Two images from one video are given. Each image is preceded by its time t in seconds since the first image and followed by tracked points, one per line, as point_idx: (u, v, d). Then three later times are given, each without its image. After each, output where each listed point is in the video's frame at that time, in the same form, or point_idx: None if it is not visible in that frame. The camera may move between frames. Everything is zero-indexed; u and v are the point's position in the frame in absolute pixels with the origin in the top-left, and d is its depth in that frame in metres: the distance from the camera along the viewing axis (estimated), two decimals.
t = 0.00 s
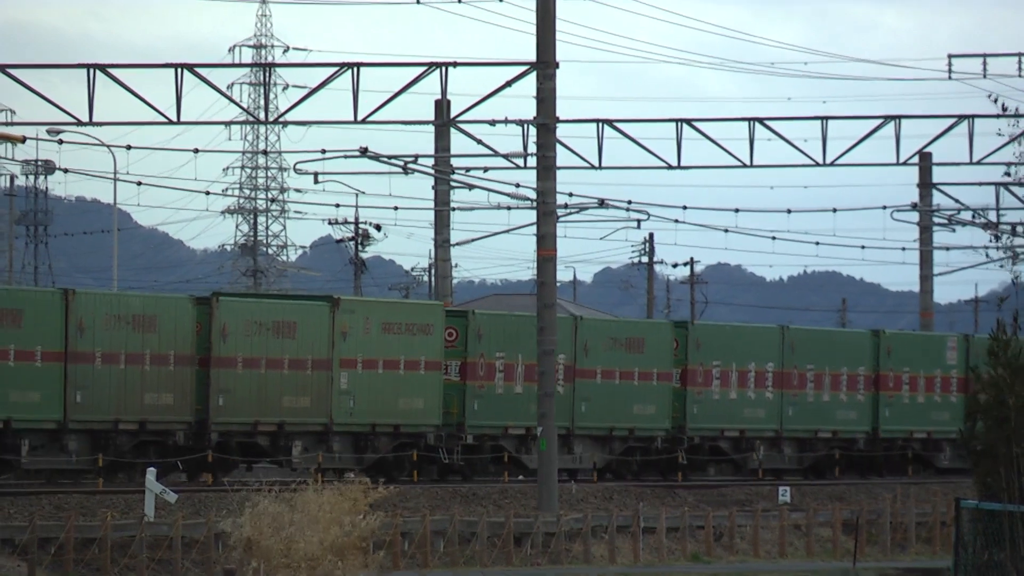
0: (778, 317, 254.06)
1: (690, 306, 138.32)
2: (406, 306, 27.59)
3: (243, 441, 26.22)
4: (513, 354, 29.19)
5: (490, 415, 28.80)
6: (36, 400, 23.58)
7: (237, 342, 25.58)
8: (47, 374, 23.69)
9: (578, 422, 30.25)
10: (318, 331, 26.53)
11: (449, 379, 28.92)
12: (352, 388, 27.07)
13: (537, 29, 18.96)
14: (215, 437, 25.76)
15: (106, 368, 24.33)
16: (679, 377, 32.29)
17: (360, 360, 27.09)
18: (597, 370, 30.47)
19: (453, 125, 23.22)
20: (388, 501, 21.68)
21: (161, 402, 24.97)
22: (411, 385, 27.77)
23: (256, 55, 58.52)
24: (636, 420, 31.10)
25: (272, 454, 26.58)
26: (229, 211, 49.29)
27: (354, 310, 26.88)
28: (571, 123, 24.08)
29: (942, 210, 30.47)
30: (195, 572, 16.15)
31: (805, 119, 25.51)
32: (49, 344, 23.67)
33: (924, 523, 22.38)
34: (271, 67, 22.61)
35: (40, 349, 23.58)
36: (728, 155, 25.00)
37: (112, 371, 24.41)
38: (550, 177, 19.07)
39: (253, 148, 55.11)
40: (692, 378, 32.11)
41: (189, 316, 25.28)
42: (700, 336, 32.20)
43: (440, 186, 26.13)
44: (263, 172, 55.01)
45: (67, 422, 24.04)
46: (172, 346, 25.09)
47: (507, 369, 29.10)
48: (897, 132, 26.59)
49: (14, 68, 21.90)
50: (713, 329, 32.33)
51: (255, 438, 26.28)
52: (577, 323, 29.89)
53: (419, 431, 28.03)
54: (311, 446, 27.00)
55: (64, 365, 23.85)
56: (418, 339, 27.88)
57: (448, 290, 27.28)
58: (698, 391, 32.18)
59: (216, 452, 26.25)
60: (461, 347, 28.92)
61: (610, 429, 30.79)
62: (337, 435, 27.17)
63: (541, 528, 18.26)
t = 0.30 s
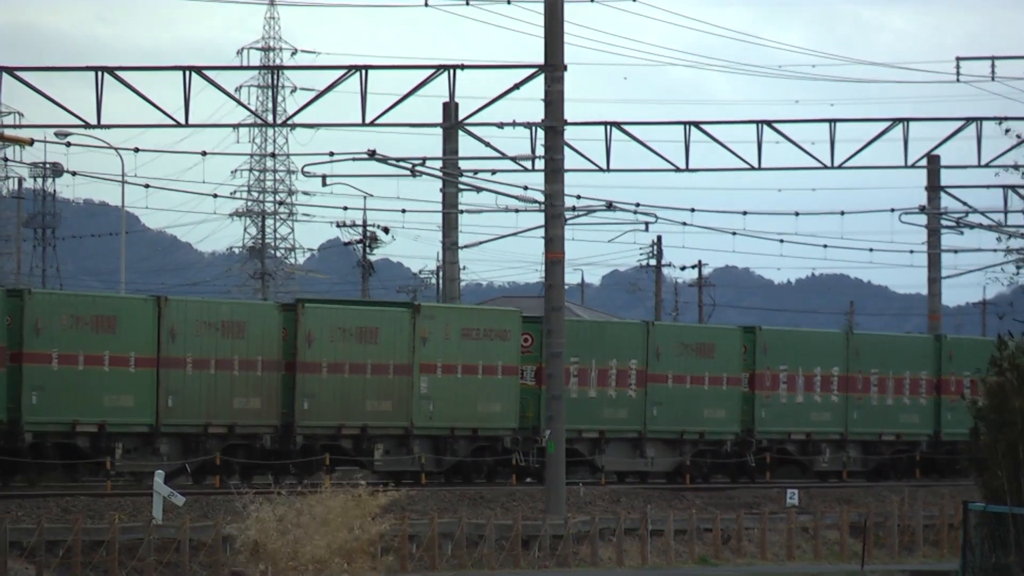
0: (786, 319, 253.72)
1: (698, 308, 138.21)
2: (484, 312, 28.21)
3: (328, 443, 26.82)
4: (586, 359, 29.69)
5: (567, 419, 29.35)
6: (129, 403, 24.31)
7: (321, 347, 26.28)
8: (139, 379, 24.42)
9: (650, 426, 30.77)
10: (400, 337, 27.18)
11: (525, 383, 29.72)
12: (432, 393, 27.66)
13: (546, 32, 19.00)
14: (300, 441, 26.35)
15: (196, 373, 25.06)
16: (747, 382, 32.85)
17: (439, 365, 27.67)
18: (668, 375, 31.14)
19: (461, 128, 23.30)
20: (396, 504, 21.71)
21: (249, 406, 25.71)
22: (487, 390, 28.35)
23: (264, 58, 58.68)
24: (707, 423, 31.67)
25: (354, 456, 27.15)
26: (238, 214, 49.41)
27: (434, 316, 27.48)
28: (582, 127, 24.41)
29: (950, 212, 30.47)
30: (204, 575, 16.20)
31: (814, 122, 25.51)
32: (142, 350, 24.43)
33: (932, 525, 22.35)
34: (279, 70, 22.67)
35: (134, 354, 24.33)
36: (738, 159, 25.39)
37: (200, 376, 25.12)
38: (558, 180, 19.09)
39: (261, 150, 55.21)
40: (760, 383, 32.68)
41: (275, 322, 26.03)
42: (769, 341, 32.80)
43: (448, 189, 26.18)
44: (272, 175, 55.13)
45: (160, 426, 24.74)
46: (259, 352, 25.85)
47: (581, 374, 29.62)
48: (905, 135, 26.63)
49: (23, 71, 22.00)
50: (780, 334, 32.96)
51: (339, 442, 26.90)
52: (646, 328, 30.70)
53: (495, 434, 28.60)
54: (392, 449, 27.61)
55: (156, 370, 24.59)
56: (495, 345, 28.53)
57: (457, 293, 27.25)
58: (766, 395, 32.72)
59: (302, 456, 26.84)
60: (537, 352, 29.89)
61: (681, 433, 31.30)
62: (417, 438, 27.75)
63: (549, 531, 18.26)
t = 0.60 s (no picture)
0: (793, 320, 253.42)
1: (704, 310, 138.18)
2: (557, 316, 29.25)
3: (407, 445, 27.82)
4: (657, 361, 30.95)
5: (636, 420, 30.48)
6: (218, 405, 25.34)
7: (401, 351, 27.27)
8: (228, 381, 25.45)
9: (718, 427, 31.86)
10: (476, 340, 28.20)
11: (597, 386, 30.52)
12: (509, 395, 28.59)
13: (552, 33, 19.04)
14: (381, 442, 27.27)
15: (281, 376, 26.07)
16: (811, 384, 33.90)
17: (514, 367, 28.65)
18: (737, 377, 32.27)
19: (467, 128, 23.32)
20: (403, 504, 21.74)
21: (332, 408, 26.75)
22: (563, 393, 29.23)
23: (271, 58, 58.77)
24: (774, 424, 32.72)
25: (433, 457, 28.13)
26: (244, 215, 49.46)
27: (509, 320, 28.53)
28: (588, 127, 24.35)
29: (957, 213, 30.44)
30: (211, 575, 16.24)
31: (821, 122, 25.54)
32: (230, 354, 25.44)
33: (939, 525, 22.33)
34: (286, 71, 22.70)
35: (222, 358, 25.35)
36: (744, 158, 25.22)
37: (286, 379, 26.14)
38: (565, 180, 19.13)
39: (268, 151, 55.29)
40: (826, 385, 33.78)
41: (357, 325, 27.05)
42: (833, 344, 34.02)
43: (455, 190, 26.22)
44: (279, 175, 55.19)
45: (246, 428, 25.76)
46: (342, 355, 26.90)
47: (651, 376, 30.85)
48: (912, 135, 26.63)
49: (30, 71, 22.05)
50: (845, 337, 34.22)
51: (417, 443, 27.85)
52: (714, 332, 31.85)
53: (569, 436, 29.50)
54: (470, 450, 28.59)
55: (243, 373, 25.61)
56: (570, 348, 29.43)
57: (464, 294, 27.27)
58: (831, 397, 33.79)
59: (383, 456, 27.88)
60: (608, 355, 30.54)
61: (748, 434, 32.33)
62: (493, 440, 28.69)
63: (556, 531, 18.30)
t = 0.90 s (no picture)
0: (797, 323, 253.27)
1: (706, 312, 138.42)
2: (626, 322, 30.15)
3: (480, 448, 28.69)
4: (722, 367, 31.74)
5: (701, 424, 31.19)
6: (299, 410, 26.16)
7: (475, 356, 28.14)
8: (309, 386, 26.31)
9: (782, 431, 32.63)
10: (546, 345, 29.18)
11: (664, 391, 31.50)
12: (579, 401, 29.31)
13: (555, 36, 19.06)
14: (455, 445, 28.13)
15: (360, 381, 26.92)
16: (872, 388, 34.95)
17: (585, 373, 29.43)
18: (798, 382, 33.07)
19: (471, 131, 23.35)
20: (406, 507, 21.73)
21: (409, 413, 27.53)
22: (631, 398, 30.24)
23: (275, 61, 58.87)
24: (835, 429, 33.57)
25: (505, 459, 29.07)
26: (248, 217, 49.50)
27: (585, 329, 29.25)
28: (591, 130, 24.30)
29: (961, 216, 30.43)
30: None
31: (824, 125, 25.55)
32: (311, 359, 26.31)
33: (942, 528, 22.30)
34: (289, 74, 22.74)
35: (304, 364, 26.21)
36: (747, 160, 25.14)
37: (365, 384, 27.00)
38: (568, 183, 19.14)
39: (272, 154, 55.36)
40: (885, 390, 34.83)
41: (433, 331, 27.99)
42: (892, 349, 35.06)
43: (458, 193, 26.24)
44: (282, 178, 55.22)
45: (327, 432, 26.56)
46: (419, 361, 27.77)
47: (716, 381, 31.63)
48: (915, 137, 26.64)
49: (33, 75, 22.09)
50: (903, 342, 35.28)
51: (491, 446, 28.75)
52: (778, 337, 32.64)
53: (637, 439, 30.45)
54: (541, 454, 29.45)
55: (324, 378, 26.48)
56: (637, 354, 30.49)
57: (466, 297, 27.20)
58: (891, 401, 34.88)
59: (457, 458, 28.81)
60: (675, 360, 31.42)
61: (811, 437, 33.18)
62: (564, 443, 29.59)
63: (560, 534, 18.30)
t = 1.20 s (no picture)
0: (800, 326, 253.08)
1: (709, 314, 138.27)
2: (692, 328, 30.53)
3: (551, 451, 29.15)
4: (786, 373, 32.07)
5: (765, 428, 31.51)
6: (377, 415, 26.71)
7: (546, 362, 28.57)
8: (387, 390, 26.86)
9: (842, 435, 32.95)
10: (615, 351, 29.40)
11: (728, 396, 31.80)
12: (646, 405, 29.81)
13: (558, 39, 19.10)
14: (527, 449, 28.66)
15: (435, 387, 27.41)
16: (929, 392, 35.31)
17: (653, 378, 29.94)
18: (859, 387, 33.38)
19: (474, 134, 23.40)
20: (409, 510, 21.74)
21: (481, 417, 27.99)
22: (696, 402, 30.49)
23: (277, 63, 58.95)
24: (894, 433, 33.89)
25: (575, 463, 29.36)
26: (251, 220, 49.60)
27: (647, 333, 29.84)
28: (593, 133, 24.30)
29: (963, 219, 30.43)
30: None
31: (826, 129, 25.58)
32: (389, 364, 26.85)
33: (944, 531, 22.30)
34: (292, 77, 22.79)
35: (382, 369, 26.77)
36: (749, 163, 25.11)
37: (440, 390, 27.47)
38: (571, 186, 19.18)
39: (275, 157, 55.41)
40: (942, 394, 35.21)
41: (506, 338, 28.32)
42: (948, 354, 35.37)
43: (461, 196, 26.27)
44: (284, 181, 55.27)
45: (403, 436, 27.08)
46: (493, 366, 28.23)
47: (779, 386, 31.92)
48: (917, 140, 26.66)
49: (37, 77, 22.14)
50: (958, 347, 35.61)
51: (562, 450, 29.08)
52: (839, 343, 32.91)
53: (704, 443, 30.74)
54: (608, 457, 29.82)
55: (401, 384, 26.99)
56: (704, 359, 30.72)
57: (468, 301, 27.11)
58: (948, 405, 35.24)
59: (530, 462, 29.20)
60: (739, 366, 31.83)
61: (871, 441, 33.52)
62: (631, 447, 29.98)
63: (562, 536, 18.33)
